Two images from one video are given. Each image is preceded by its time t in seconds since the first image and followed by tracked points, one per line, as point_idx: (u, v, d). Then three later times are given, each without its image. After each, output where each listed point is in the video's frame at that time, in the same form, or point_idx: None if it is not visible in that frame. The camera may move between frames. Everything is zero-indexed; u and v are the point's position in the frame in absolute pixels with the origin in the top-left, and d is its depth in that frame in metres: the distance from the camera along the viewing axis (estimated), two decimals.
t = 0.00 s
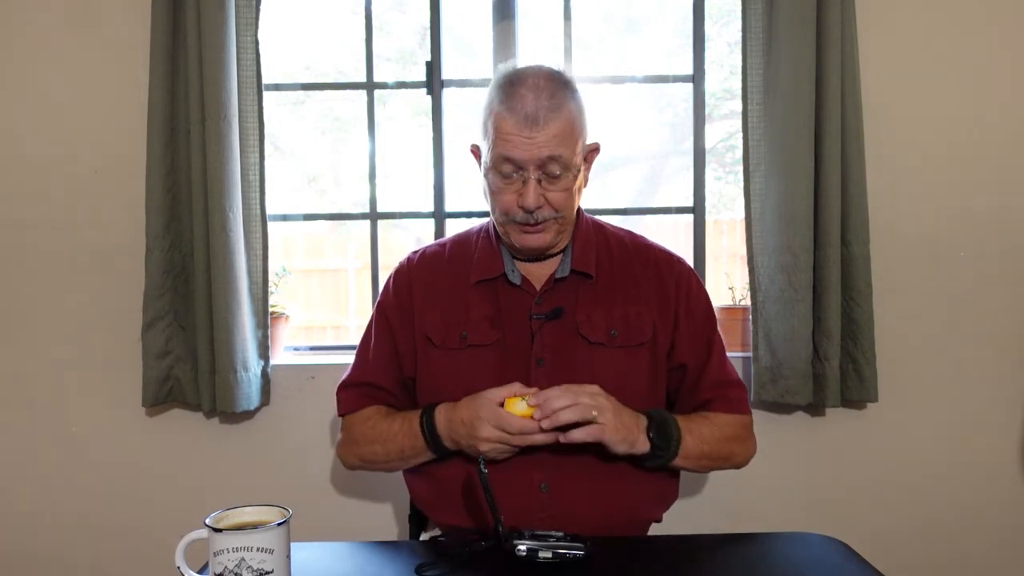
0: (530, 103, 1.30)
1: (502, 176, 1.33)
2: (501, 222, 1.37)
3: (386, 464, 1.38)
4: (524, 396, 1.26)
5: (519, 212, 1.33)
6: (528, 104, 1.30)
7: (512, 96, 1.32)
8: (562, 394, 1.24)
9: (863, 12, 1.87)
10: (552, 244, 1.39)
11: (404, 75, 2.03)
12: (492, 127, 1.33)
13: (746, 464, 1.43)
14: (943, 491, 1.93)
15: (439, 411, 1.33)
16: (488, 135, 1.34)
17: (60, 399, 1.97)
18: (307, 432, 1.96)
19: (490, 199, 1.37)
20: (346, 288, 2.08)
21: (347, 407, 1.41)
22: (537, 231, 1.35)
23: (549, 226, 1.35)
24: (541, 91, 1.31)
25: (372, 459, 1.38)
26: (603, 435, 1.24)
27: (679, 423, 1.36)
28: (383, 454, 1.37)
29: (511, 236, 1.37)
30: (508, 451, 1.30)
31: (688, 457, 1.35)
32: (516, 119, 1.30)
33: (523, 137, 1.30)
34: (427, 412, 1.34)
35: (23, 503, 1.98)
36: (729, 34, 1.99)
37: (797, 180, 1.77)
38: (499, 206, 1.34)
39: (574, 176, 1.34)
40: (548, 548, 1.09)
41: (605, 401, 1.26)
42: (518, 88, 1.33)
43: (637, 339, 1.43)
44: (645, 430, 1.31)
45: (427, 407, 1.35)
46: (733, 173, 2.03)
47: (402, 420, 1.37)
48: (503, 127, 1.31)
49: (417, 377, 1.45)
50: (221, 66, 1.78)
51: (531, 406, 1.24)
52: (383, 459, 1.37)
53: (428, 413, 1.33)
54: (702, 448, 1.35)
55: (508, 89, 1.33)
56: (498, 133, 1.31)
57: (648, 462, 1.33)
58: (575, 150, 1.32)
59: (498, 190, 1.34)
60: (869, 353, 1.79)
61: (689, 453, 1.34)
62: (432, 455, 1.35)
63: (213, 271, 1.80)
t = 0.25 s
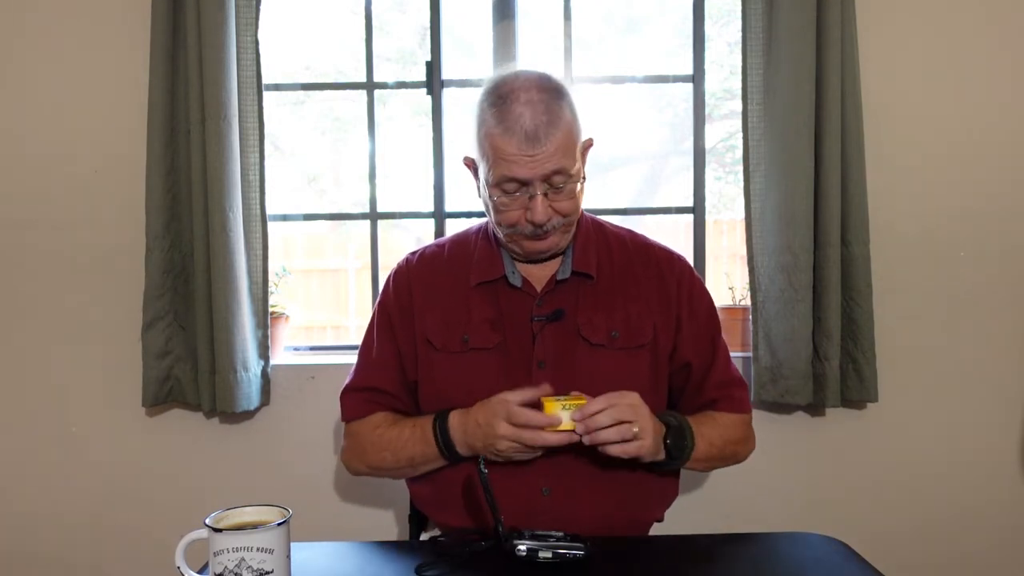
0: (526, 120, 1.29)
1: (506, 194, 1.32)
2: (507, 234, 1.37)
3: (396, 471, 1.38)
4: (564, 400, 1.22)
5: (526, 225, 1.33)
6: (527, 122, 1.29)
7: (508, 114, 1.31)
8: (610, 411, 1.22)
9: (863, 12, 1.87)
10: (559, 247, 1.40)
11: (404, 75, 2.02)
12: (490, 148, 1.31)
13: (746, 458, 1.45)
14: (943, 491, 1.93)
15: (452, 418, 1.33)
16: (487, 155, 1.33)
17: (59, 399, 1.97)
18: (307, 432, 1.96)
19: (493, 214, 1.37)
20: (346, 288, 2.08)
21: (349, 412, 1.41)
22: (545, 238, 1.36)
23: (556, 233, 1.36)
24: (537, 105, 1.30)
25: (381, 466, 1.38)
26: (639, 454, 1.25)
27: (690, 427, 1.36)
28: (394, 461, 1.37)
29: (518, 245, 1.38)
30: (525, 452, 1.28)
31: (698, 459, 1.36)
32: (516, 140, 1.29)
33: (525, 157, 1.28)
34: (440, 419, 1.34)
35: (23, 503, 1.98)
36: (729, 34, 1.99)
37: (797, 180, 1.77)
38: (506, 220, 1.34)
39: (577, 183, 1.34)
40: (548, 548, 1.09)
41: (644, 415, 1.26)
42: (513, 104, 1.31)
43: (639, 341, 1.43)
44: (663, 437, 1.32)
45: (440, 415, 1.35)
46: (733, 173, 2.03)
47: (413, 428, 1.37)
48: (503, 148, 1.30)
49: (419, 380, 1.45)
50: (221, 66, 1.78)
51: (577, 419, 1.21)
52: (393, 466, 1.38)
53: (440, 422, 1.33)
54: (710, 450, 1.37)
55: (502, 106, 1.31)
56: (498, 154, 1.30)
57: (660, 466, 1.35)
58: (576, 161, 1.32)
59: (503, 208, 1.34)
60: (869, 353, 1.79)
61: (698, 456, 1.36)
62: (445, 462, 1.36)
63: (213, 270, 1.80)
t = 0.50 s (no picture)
0: (525, 124, 1.29)
1: (504, 198, 1.33)
2: (506, 238, 1.38)
3: (402, 476, 1.38)
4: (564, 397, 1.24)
5: (526, 229, 1.34)
6: (526, 126, 1.28)
7: (506, 117, 1.30)
8: (606, 399, 1.22)
9: (863, 12, 1.87)
10: (559, 249, 1.40)
11: (404, 75, 2.02)
12: (489, 152, 1.31)
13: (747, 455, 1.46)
14: (942, 491, 1.93)
15: (458, 423, 1.33)
16: (485, 158, 1.33)
17: (59, 399, 1.97)
18: (307, 432, 1.96)
19: (492, 217, 1.37)
20: (346, 288, 2.08)
21: (349, 416, 1.41)
22: (544, 242, 1.36)
23: (555, 236, 1.36)
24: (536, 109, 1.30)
25: (385, 471, 1.38)
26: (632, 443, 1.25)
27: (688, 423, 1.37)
28: (399, 466, 1.37)
29: (517, 248, 1.38)
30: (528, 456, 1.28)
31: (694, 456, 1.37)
32: (515, 144, 1.29)
33: (524, 161, 1.29)
34: (447, 423, 1.34)
35: (23, 503, 1.98)
36: (729, 34, 1.99)
37: (797, 180, 1.77)
38: (505, 224, 1.35)
39: (576, 186, 1.34)
40: (548, 548, 1.09)
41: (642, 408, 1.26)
42: (512, 107, 1.31)
43: (638, 340, 1.43)
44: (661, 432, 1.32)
45: (446, 421, 1.35)
46: (734, 173, 2.03)
47: (418, 434, 1.37)
48: (501, 153, 1.30)
49: (419, 383, 1.45)
50: (221, 66, 1.78)
51: (574, 407, 1.22)
52: (398, 471, 1.37)
53: (446, 427, 1.33)
54: (708, 447, 1.38)
55: (501, 110, 1.31)
56: (497, 158, 1.30)
57: (658, 462, 1.36)
58: (574, 164, 1.32)
59: (501, 211, 1.34)
60: (869, 353, 1.79)
61: (695, 452, 1.37)
62: (450, 468, 1.36)
63: (213, 271, 1.80)
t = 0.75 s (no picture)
0: (522, 122, 1.29)
1: (501, 197, 1.32)
2: (503, 236, 1.38)
3: (399, 475, 1.39)
4: (559, 401, 1.22)
5: (522, 228, 1.34)
6: (522, 125, 1.28)
7: (503, 116, 1.30)
8: (601, 407, 1.22)
9: (863, 12, 1.87)
10: (556, 248, 1.40)
11: (404, 75, 2.03)
12: (486, 150, 1.31)
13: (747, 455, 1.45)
14: (942, 491, 1.93)
15: (455, 423, 1.33)
16: (482, 157, 1.33)
17: (59, 399, 1.97)
18: (307, 432, 1.96)
19: (489, 216, 1.37)
20: (346, 288, 2.08)
21: (347, 415, 1.41)
22: (541, 241, 1.36)
23: (552, 235, 1.36)
24: (533, 108, 1.30)
25: (383, 470, 1.38)
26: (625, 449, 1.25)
27: (686, 422, 1.37)
28: (396, 465, 1.37)
29: (515, 246, 1.38)
30: (525, 457, 1.28)
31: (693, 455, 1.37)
32: (511, 143, 1.29)
33: (520, 160, 1.28)
34: (444, 423, 1.34)
35: (24, 503, 1.98)
36: (729, 34, 1.99)
37: (797, 180, 1.77)
38: (502, 223, 1.35)
39: (573, 185, 1.34)
40: (547, 548, 1.09)
41: (637, 411, 1.26)
42: (508, 105, 1.31)
43: (637, 339, 1.43)
44: (657, 432, 1.32)
45: (442, 421, 1.35)
46: (733, 173, 2.03)
47: (416, 433, 1.37)
48: (498, 151, 1.30)
49: (417, 381, 1.45)
50: (221, 66, 1.78)
51: (569, 414, 1.21)
52: (396, 470, 1.38)
53: (443, 427, 1.33)
54: (706, 446, 1.38)
55: (498, 108, 1.31)
56: (494, 157, 1.30)
57: (656, 460, 1.36)
58: (571, 163, 1.32)
59: (498, 210, 1.34)
60: (869, 353, 1.79)
61: (693, 452, 1.37)
62: (447, 467, 1.36)
63: (213, 271, 1.80)
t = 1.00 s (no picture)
0: (522, 122, 1.29)
1: (502, 196, 1.32)
2: (503, 236, 1.38)
3: (400, 475, 1.39)
4: (559, 399, 1.22)
5: (523, 227, 1.33)
6: (523, 124, 1.28)
7: (503, 115, 1.30)
8: (601, 403, 1.22)
9: (863, 12, 1.86)
10: (556, 248, 1.40)
11: (404, 75, 2.03)
12: (486, 149, 1.31)
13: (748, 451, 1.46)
14: (943, 490, 1.93)
15: (455, 423, 1.33)
16: (482, 156, 1.33)
17: (59, 399, 1.97)
18: (307, 432, 1.96)
19: (489, 216, 1.37)
20: (346, 288, 2.08)
21: (347, 415, 1.41)
22: (541, 241, 1.36)
23: (552, 235, 1.36)
24: (534, 107, 1.30)
25: (384, 470, 1.39)
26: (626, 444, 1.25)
27: (686, 419, 1.37)
28: (397, 465, 1.37)
29: (514, 246, 1.38)
30: (526, 456, 1.28)
31: (693, 450, 1.37)
32: (512, 142, 1.29)
33: (520, 159, 1.28)
34: (444, 423, 1.34)
35: (23, 504, 1.98)
36: (729, 34, 1.99)
37: (797, 180, 1.77)
38: (502, 223, 1.35)
39: (573, 185, 1.34)
40: (547, 548, 1.09)
41: (637, 406, 1.26)
42: (509, 105, 1.31)
43: (636, 337, 1.42)
44: (657, 428, 1.31)
45: (442, 420, 1.35)
46: (733, 173, 2.03)
47: (416, 433, 1.37)
48: (498, 151, 1.30)
49: (416, 380, 1.45)
50: (221, 66, 1.78)
51: (569, 410, 1.21)
52: (397, 470, 1.38)
53: (443, 427, 1.33)
54: (707, 442, 1.38)
55: (498, 107, 1.31)
56: (494, 156, 1.30)
57: (656, 456, 1.36)
58: (571, 163, 1.32)
59: (498, 209, 1.34)
60: (869, 353, 1.79)
61: (693, 448, 1.37)
62: (448, 466, 1.36)
63: (213, 271, 1.80)
